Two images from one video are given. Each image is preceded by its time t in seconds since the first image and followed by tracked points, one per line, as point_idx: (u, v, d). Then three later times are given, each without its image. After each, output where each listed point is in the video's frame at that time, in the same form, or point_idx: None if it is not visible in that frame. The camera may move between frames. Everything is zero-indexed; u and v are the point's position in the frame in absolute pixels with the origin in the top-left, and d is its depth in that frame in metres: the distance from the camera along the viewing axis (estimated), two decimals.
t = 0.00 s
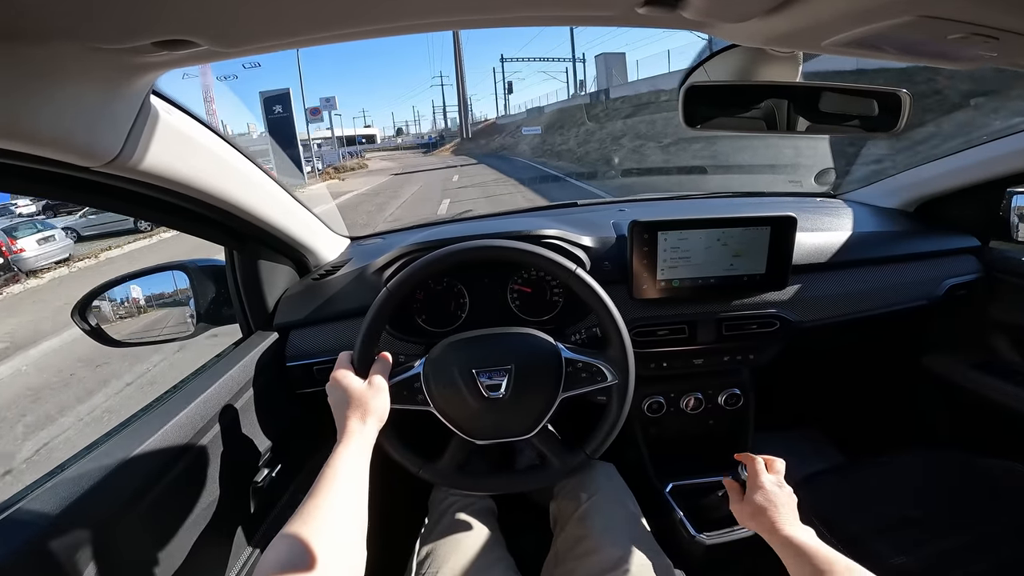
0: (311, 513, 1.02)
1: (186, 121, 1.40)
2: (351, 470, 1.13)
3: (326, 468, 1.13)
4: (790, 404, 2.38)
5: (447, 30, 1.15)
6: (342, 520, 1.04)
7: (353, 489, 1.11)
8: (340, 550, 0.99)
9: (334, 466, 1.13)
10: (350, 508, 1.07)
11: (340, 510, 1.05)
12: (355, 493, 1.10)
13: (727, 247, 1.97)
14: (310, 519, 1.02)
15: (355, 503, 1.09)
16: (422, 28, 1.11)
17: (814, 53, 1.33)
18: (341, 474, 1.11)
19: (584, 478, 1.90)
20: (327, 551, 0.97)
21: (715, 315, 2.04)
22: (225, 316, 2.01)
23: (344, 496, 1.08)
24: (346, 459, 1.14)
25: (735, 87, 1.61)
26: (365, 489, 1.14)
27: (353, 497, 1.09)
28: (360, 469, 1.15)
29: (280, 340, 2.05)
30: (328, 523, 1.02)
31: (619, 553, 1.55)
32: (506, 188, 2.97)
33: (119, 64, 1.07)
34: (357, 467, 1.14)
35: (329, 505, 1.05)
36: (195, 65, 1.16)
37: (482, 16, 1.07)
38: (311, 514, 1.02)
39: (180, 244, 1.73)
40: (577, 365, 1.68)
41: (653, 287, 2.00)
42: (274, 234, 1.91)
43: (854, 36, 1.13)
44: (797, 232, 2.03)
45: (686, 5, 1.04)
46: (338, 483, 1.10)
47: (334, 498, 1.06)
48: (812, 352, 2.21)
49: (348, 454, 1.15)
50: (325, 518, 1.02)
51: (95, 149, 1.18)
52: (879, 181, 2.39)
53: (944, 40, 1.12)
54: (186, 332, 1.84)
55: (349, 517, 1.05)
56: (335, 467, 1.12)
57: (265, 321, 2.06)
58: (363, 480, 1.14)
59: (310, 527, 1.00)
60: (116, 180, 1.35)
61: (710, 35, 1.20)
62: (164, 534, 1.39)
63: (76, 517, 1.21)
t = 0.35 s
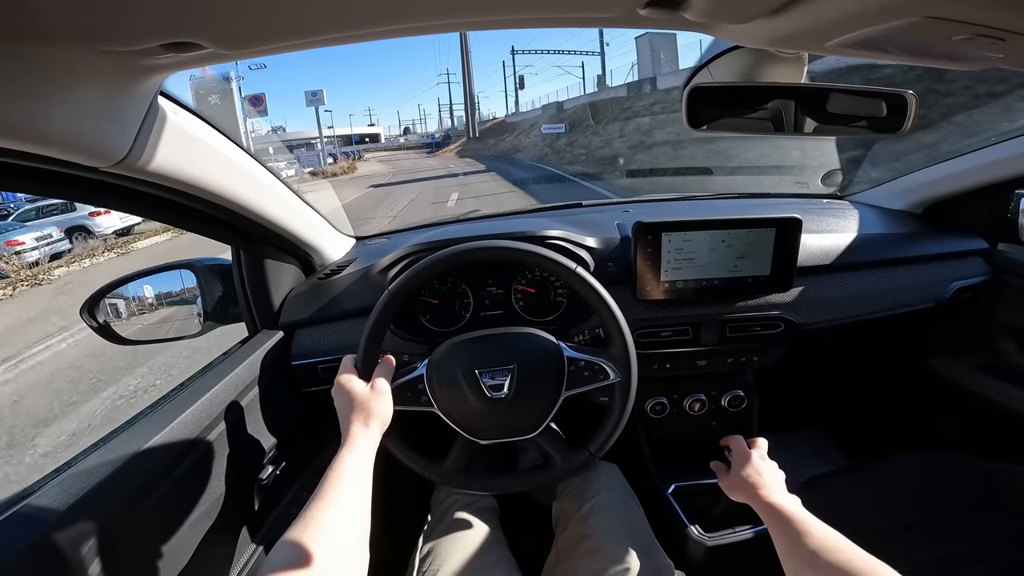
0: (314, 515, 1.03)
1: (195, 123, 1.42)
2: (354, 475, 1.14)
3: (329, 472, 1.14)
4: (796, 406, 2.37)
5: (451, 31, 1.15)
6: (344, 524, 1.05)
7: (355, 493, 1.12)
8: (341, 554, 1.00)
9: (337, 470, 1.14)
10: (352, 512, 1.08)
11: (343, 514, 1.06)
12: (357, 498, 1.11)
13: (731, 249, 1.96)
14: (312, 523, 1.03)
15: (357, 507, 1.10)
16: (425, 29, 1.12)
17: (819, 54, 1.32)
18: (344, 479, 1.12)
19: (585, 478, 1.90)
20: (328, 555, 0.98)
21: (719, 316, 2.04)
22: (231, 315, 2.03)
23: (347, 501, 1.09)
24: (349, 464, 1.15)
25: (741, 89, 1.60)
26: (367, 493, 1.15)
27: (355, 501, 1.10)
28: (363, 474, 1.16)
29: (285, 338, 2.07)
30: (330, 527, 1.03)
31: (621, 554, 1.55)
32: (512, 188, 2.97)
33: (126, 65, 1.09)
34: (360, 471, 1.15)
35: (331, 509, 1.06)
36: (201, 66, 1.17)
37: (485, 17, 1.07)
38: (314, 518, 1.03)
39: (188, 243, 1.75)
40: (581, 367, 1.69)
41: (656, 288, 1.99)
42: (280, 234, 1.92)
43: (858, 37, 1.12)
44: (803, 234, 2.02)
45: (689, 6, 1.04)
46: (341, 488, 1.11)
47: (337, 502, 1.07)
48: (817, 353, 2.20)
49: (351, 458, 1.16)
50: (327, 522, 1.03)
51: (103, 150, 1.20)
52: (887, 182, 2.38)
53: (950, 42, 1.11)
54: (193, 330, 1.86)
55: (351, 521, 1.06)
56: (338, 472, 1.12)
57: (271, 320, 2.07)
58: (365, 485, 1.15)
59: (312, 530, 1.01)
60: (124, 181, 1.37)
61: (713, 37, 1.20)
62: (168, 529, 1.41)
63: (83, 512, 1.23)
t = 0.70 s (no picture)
0: (337, 526, 1.04)
1: (219, 122, 1.43)
2: (375, 488, 1.15)
3: (350, 484, 1.15)
4: (805, 408, 2.38)
5: (476, 33, 1.16)
6: (366, 537, 1.06)
7: (376, 505, 1.12)
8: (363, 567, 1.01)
9: (359, 483, 1.15)
10: (373, 525, 1.09)
11: (364, 527, 1.07)
12: (379, 510, 1.12)
13: (745, 251, 1.97)
14: (335, 534, 1.04)
15: (378, 520, 1.11)
16: (451, 31, 1.12)
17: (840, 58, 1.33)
18: (365, 491, 1.13)
19: (597, 478, 1.90)
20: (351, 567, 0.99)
21: (731, 318, 2.04)
22: (245, 312, 2.04)
23: (368, 513, 1.09)
24: (370, 476, 1.16)
25: (759, 92, 1.61)
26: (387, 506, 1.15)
27: (376, 514, 1.11)
28: (383, 487, 1.17)
29: (298, 336, 2.07)
30: (354, 539, 1.03)
31: (634, 554, 1.56)
32: (522, 188, 2.97)
33: (154, 63, 1.09)
34: (380, 484, 1.16)
35: (353, 520, 1.07)
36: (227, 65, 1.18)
37: (512, 19, 1.08)
38: (336, 529, 1.04)
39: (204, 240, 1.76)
40: (594, 363, 1.69)
41: (668, 289, 1.99)
42: (295, 232, 1.92)
43: (882, 43, 1.13)
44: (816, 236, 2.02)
45: (716, 11, 1.04)
46: (363, 499, 1.12)
47: (359, 514, 1.08)
48: (827, 356, 2.21)
49: (371, 470, 1.17)
50: (349, 533, 1.04)
51: (130, 148, 1.21)
52: (898, 185, 2.38)
53: (973, 48, 1.12)
54: (206, 327, 1.87)
55: (372, 534, 1.07)
56: (359, 484, 1.13)
57: (285, 318, 2.08)
58: (385, 497, 1.16)
59: (335, 541, 1.02)
60: (149, 179, 1.38)
61: (736, 40, 1.20)
62: (187, 525, 1.42)
63: (104, 508, 1.24)
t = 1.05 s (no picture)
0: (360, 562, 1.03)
1: (229, 117, 1.42)
2: (400, 521, 1.13)
3: (375, 518, 1.13)
4: (810, 409, 2.38)
5: (494, 29, 1.15)
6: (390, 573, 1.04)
7: (400, 541, 1.11)
8: None
9: (384, 515, 1.13)
10: (397, 560, 1.07)
11: (388, 563, 1.05)
12: (403, 544, 1.10)
13: (753, 251, 1.96)
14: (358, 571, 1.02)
15: (402, 555, 1.09)
16: (470, 27, 1.11)
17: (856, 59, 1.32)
18: (389, 525, 1.12)
19: (604, 478, 1.90)
20: None
21: (739, 319, 2.04)
22: (250, 310, 2.02)
23: (393, 548, 1.08)
24: (395, 509, 1.15)
25: (770, 92, 1.61)
26: (412, 541, 1.14)
27: (401, 550, 1.09)
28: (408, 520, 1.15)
29: (304, 334, 2.06)
30: None
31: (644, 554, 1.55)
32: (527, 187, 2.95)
33: (169, 56, 1.08)
34: (405, 517, 1.15)
35: (378, 555, 1.05)
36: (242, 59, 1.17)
37: (531, 16, 1.07)
38: (360, 564, 1.03)
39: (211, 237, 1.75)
40: (593, 342, 1.67)
41: (676, 289, 1.99)
42: (302, 229, 1.91)
43: (901, 44, 1.12)
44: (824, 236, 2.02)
45: (736, 10, 1.03)
46: (388, 533, 1.10)
47: (387, 548, 1.07)
48: (833, 357, 2.21)
49: (397, 503, 1.16)
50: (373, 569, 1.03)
51: (140, 141, 1.19)
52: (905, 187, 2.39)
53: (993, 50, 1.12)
54: (211, 325, 1.86)
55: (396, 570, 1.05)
56: (384, 517, 1.12)
57: (290, 315, 2.06)
58: (410, 531, 1.14)
59: None
60: (159, 173, 1.36)
61: (753, 40, 1.20)
62: (195, 523, 1.41)
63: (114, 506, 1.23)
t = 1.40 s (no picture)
0: None
1: (224, 117, 1.41)
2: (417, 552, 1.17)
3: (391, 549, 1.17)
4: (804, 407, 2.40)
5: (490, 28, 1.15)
6: None
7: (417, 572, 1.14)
8: None
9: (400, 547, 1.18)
10: None
11: None
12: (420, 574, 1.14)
13: (746, 250, 1.97)
14: None
15: None
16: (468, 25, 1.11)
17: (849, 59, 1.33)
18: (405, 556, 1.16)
19: (602, 476, 1.90)
20: None
21: (734, 318, 2.04)
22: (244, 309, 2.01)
23: None
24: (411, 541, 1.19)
25: (763, 93, 1.62)
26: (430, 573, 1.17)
27: None
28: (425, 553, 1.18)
29: (297, 333, 2.04)
30: None
31: (643, 550, 1.56)
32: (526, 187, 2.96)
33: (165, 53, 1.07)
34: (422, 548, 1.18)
35: None
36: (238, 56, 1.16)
37: (528, 14, 1.07)
38: None
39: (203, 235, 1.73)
40: (574, 319, 1.65)
41: (671, 288, 2.00)
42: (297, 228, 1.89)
43: (894, 45, 1.13)
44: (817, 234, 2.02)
45: (732, 10, 1.04)
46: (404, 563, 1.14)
47: None
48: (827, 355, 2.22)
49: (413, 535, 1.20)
50: None
51: (133, 137, 1.18)
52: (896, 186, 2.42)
53: (985, 51, 1.13)
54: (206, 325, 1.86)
55: None
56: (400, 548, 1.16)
57: (283, 315, 2.05)
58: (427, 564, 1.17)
59: None
60: (147, 170, 1.35)
61: (748, 40, 1.21)
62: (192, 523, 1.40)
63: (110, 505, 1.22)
